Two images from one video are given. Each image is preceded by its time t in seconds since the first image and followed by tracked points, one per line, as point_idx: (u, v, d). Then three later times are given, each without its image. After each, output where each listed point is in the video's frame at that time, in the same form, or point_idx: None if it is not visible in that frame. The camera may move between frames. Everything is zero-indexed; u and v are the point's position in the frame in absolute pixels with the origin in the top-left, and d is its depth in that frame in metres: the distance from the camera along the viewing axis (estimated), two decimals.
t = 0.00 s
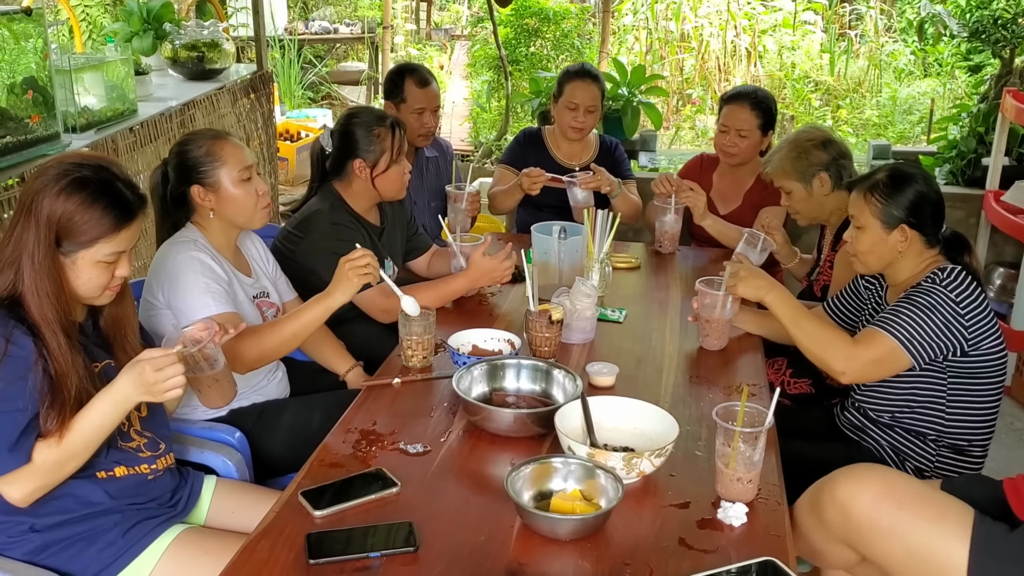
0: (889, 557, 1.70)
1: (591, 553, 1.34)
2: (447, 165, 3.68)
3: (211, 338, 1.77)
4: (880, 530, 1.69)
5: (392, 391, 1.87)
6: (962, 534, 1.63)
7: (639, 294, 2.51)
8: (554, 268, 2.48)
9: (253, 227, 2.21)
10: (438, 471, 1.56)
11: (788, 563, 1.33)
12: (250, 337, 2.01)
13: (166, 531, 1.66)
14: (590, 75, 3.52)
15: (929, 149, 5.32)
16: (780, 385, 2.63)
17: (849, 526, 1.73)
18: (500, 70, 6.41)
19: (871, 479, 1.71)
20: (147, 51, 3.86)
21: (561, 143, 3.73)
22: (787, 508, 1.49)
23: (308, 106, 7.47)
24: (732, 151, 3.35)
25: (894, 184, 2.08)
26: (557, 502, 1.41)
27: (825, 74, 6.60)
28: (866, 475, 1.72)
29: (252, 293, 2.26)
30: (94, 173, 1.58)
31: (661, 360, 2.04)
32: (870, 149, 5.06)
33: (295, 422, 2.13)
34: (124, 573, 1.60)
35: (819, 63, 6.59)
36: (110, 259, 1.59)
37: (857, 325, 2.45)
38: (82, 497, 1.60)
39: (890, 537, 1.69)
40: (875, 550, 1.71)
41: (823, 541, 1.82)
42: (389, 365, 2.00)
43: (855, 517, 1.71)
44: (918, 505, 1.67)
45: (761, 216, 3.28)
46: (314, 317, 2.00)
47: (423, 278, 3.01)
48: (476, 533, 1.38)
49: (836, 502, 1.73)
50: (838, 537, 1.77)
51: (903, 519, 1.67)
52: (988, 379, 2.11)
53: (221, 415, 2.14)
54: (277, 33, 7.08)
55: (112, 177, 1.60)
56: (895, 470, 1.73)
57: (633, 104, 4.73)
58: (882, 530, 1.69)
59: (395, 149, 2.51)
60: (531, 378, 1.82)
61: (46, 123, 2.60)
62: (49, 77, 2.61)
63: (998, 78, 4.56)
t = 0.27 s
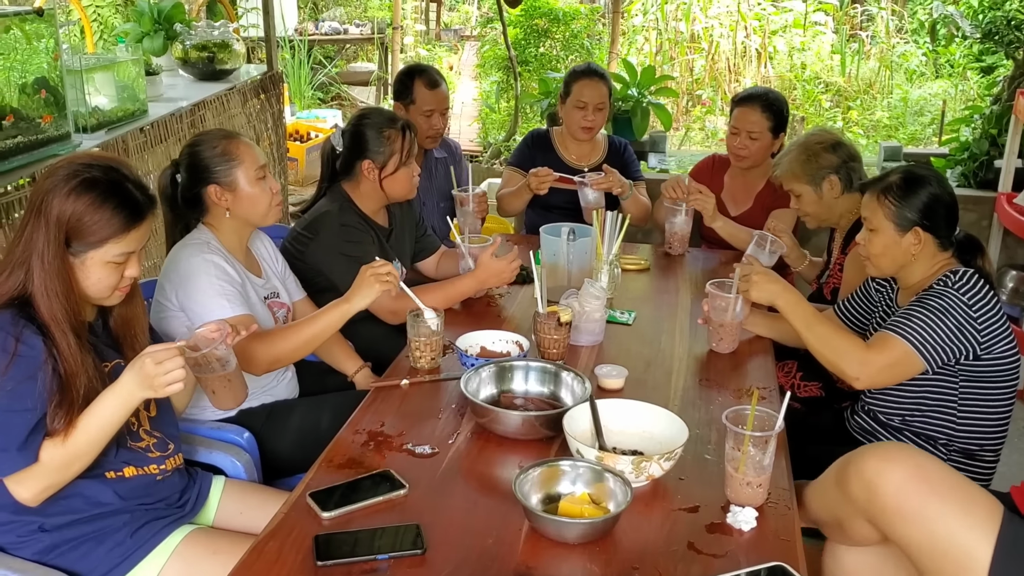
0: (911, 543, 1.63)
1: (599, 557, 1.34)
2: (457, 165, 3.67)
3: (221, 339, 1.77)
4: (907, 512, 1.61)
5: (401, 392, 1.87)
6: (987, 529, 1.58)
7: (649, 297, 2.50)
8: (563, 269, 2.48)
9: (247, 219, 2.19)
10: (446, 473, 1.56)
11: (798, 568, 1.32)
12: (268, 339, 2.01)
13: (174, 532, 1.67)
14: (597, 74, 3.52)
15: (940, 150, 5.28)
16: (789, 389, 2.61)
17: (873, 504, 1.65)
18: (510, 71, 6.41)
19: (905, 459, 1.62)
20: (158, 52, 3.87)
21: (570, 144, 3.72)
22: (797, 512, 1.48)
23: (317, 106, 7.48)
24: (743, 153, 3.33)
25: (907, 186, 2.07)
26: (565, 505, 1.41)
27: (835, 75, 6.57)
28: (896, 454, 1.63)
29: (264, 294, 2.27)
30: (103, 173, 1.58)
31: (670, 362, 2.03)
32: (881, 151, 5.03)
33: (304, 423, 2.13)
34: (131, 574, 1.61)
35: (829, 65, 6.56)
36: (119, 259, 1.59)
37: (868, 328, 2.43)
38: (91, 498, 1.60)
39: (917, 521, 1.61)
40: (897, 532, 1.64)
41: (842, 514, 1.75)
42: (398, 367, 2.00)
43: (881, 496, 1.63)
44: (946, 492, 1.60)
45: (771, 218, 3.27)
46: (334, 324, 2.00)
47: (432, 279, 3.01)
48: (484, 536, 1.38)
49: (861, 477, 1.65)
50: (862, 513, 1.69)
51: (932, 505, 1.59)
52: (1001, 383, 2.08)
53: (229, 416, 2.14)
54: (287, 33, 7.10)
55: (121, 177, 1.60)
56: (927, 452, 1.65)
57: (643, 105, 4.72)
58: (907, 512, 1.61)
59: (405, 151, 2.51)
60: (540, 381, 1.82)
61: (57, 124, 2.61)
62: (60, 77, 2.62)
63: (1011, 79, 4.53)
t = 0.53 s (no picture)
0: (918, 546, 1.63)
1: (608, 562, 1.33)
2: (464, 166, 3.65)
3: (229, 341, 1.77)
4: (914, 512, 1.62)
5: (409, 394, 1.86)
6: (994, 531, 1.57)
7: (657, 299, 2.49)
8: (571, 272, 2.47)
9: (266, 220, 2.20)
10: (454, 476, 1.55)
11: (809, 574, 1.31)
12: (279, 349, 2.01)
13: (182, 534, 1.67)
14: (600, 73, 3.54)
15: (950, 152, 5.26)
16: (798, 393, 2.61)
17: (880, 506, 1.68)
18: (518, 71, 6.41)
19: (911, 461, 1.64)
20: (167, 52, 3.88)
21: (574, 146, 3.70)
22: (807, 518, 1.47)
23: (326, 107, 7.48)
24: (753, 154, 3.31)
25: (919, 189, 2.05)
26: (574, 509, 1.40)
27: (845, 77, 6.55)
28: (904, 456, 1.66)
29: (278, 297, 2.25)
30: (110, 173, 1.58)
31: (680, 366, 2.02)
32: (891, 153, 5.01)
33: (313, 425, 2.13)
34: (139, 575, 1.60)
35: (839, 66, 6.54)
36: (127, 259, 1.59)
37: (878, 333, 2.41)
38: (99, 499, 1.60)
39: (925, 522, 1.61)
40: (905, 534, 1.64)
41: (865, 520, 1.77)
42: (406, 369, 1.99)
43: (886, 495, 1.66)
44: (955, 493, 1.60)
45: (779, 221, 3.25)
46: (343, 337, 2.00)
47: (440, 280, 3.00)
48: (492, 539, 1.37)
49: (870, 479, 1.69)
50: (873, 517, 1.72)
51: (940, 504, 1.60)
52: (1013, 387, 2.07)
53: (238, 417, 2.13)
54: (296, 34, 7.11)
55: (129, 177, 1.60)
56: (937, 453, 1.66)
57: (652, 106, 4.70)
58: (915, 512, 1.62)
59: (415, 156, 2.49)
60: (548, 384, 1.81)
61: (66, 123, 2.62)
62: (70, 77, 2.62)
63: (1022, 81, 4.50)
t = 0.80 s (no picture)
0: (902, 567, 1.59)
1: (613, 563, 1.33)
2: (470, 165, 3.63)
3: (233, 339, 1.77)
4: (894, 534, 1.58)
5: (414, 394, 1.86)
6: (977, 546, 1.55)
7: (663, 300, 2.49)
8: (577, 272, 2.47)
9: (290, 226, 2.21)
10: (459, 476, 1.55)
11: None
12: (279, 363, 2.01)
13: (186, 532, 1.67)
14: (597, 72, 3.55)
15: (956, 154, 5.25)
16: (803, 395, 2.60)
17: (860, 530, 1.62)
18: (524, 71, 6.41)
19: (888, 483, 1.60)
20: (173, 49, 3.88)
21: (574, 146, 3.69)
22: (812, 520, 1.46)
23: (331, 105, 7.48)
24: (760, 153, 3.31)
25: (927, 191, 2.05)
26: (579, 511, 1.40)
27: (850, 78, 6.53)
28: (879, 478, 1.62)
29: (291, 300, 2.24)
30: (114, 170, 1.58)
31: (685, 367, 2.01)
32: (896, 154, 5.00)
33: (317, 424, 2.13)
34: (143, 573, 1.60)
35: (844, 67, 6.53)
36: (132, 257, 1.59)
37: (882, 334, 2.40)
38: (103, 497, 1.60)
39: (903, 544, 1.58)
40: (887, 556, 1.60)
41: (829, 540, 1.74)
42: (411, 368, 1.99)
43: (866, 519, 1.61)
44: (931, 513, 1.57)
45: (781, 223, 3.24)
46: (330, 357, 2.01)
47: (446, 280, 3.00)
48: (496, 540, 1.37)
49: (848, 503, 1.64)
50: (850, 542, 1.67)
51: (918, 526, 1.56)
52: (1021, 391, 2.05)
53: (245, 416, 2.12)
54: (302, 32, 7.11)
55: (132, 174, 1.60)
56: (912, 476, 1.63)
57: (658, 106, 4.69)
58: (894, 534, 1.58)
59: (422, 156, 2.49)
60: (553, 384, 1.81)
61: (72, 121, 2.62)
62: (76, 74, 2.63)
63: None
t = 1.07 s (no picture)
0: None
1: (624, 564, 1.32)
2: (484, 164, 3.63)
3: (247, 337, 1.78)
4: (890, 550, 1.63)
5: (426, 393, 1.86)
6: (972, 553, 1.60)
7: (676, 301, 2.48)
8: (590, 272, 2.47)
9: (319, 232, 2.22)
10: (470, 476, 1.55)
11: None
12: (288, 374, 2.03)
13: (199, 529, 1.67)
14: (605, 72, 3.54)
15: (971, 155, 5.22)
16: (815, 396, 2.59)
17: (857, 547, 1.68)
18: (538, 70, 6.41)
19: (881, 500, 1.66)
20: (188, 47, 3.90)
21: (583, 146, 3.68)
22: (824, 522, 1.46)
23: (345, 104, 7.50)
24: (773, 152, 3.30)
25: (946, 192, 2.03)
26: (590, 511, 1.40)
27: (865, 78, 6.51)
28: (873, 495, 1.67)
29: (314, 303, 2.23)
30: (129, 168, 1.59)
31: (697, 368, 2.01)
32: (911, 156, 4.98)
33: (329, 423, 2.14)
34: (156, 569, 1.61)
35: (859, 67, 6.50)
36: (145, 255, 1.60)
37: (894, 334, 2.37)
38: (116, 494, 1.61)
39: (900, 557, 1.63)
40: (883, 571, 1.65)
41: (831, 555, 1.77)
42: (424, 367, 2.00)
43: (862, 536, 1.66)
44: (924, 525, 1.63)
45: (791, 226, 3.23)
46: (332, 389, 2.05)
47: (458, 279, 3.01)
48: (508, 540, 1.37)
49: (844, 520, 1.69)
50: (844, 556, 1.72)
51: (912, 537, 1.63)
52: None
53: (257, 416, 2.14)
54: (316, 30, 7.14)
55: (147, 172, 1.61)
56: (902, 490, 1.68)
57: (671, 106, 4.68)
58: (890, 550, 1.63)
59: (436, 156, 2.49)
60: (565, 384, 1.81)
61: (87, 119, 2.64)
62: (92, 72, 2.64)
63: None
